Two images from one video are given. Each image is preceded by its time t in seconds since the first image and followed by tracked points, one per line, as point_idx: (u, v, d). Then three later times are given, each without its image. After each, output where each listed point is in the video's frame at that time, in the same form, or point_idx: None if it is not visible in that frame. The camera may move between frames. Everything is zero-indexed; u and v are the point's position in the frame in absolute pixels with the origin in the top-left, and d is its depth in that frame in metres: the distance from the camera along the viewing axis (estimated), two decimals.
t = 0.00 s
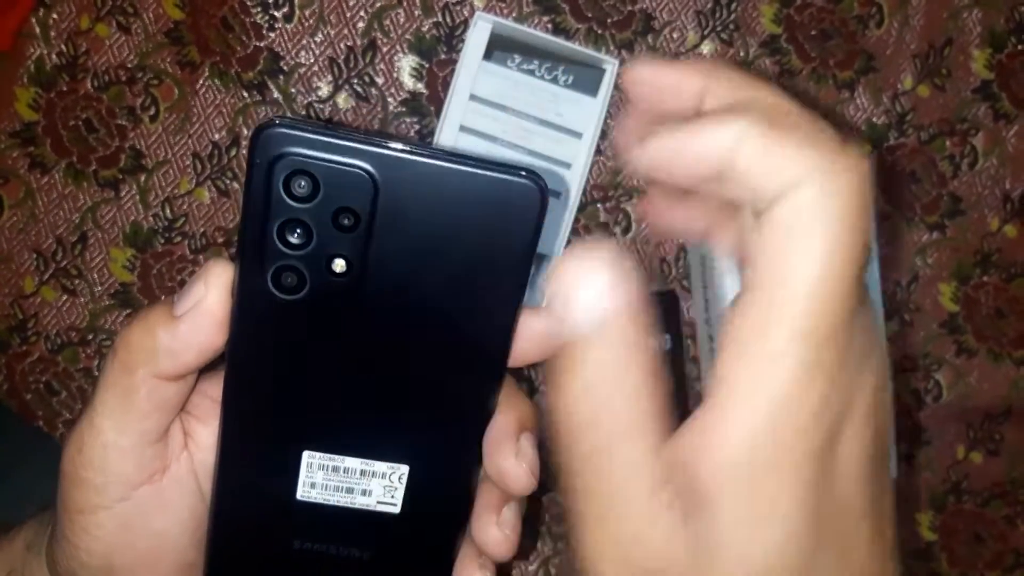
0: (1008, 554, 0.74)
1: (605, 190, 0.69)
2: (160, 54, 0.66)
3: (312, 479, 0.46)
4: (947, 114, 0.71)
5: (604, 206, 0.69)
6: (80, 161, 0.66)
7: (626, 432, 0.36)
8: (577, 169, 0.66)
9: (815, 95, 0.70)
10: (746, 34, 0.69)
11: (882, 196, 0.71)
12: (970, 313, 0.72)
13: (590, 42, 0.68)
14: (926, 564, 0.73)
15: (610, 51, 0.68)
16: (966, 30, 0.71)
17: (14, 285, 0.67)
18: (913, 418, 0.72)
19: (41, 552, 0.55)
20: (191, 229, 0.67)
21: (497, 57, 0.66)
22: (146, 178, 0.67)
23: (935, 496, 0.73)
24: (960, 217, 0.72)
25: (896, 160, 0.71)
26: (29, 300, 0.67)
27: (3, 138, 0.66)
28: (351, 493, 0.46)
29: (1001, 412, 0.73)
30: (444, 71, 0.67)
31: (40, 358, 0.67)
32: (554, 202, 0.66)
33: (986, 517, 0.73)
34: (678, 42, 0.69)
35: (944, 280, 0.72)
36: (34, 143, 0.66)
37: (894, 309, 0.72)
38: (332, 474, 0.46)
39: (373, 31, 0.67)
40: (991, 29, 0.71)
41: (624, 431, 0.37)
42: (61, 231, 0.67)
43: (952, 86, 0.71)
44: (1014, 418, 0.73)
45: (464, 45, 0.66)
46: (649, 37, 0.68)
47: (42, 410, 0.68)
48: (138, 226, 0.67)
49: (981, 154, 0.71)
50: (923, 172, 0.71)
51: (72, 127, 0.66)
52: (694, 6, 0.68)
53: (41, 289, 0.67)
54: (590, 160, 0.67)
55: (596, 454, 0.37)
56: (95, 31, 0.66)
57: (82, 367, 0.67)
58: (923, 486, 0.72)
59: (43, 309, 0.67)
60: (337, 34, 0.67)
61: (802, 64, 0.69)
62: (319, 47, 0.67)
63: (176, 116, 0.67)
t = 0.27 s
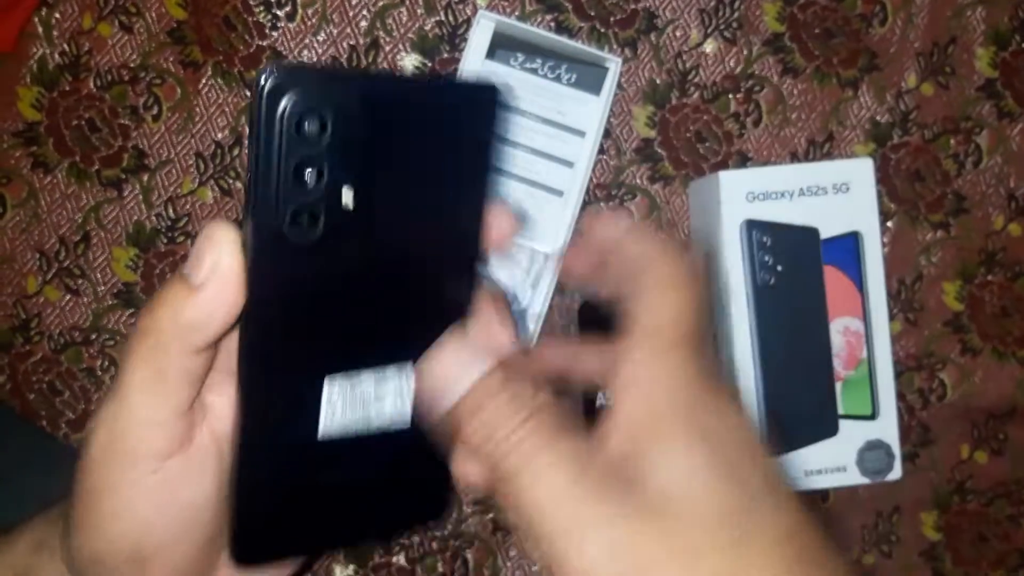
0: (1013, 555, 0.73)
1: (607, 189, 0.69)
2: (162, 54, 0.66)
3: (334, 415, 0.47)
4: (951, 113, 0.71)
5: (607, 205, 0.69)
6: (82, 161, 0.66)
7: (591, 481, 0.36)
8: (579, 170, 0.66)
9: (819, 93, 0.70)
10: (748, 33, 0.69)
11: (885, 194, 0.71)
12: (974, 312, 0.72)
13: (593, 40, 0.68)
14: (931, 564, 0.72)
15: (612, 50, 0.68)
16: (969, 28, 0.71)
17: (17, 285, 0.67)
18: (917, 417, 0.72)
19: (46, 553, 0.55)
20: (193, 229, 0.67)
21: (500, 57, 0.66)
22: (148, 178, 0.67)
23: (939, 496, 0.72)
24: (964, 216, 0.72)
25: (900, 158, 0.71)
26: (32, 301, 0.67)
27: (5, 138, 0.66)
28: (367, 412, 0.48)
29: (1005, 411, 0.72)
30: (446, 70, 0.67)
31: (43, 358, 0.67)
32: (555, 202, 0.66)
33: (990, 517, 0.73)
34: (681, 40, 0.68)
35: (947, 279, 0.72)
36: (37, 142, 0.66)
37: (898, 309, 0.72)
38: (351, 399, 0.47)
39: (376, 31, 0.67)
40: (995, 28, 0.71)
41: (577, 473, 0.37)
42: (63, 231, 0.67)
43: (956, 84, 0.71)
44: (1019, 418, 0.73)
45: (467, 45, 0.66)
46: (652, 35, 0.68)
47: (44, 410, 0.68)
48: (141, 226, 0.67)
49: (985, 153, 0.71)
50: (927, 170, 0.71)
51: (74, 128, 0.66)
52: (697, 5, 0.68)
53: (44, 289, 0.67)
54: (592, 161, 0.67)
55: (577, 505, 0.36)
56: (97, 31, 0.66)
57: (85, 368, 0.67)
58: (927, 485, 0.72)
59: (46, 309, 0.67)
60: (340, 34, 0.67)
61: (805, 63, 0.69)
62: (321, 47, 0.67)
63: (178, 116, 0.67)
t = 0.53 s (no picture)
0: (1012, 555, 0.73)
1: (607, 188, 0.69)
2: (163, 52, 0.66)
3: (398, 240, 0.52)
4: (952, 113, 0.71)
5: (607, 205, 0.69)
6: (83, 159, 0.67)
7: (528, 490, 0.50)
8: (579, 170, 0.67)
9: (819, 93, 0.70)
10: (749, 33, 0.69)
11: (886, 194, 0.71)
12: (974, 312, 0.72)
13: (593, 39, 0.68)
14: (930, 564, 0.73)
15: (613, 50, 0.68)
16: (970, 28, 0.71)
17: (16, 282, 0.67)
18: (917, 417, 0.72)
19: (48, 551, 0.56)
20: (193, 227, 0.67)
21: (501, 55, 0.66)
22: (148, 176, 0.67)
23: (939, 495, 0.72)
24: (964, 216, 0.72)
25: (900, 158, 0.71)
26: (32, 298, 0.67)
27: (6, 136, 0.66)
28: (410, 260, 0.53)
29: (1005, 411, 0.72)
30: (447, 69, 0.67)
31: (43, 356, 0.67)
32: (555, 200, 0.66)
33: (989, 517, 0.73)
34: (681, 40, 0.68)
35: (948, 279, 0.72)
36: (37, 140, 0.66)
37: (898, 308, 0.72)
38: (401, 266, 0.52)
39: (376, 29, 0.67)
40: (996, 28, 0.71)
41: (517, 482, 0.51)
42: (64, 228, 0.67)
43: (956, 84, 0.71)
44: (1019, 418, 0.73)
45: (467, 44, 0.66)
46: (652, 34, 0.68)
47: (44, 408, 0.67)
48: (141, 224, 0.67)
49: (985, 153, 0.71)
50: (927, 171, 0.71)
51: (74, 125, 0.66)
52: (698, 4, 0.68)
53: (44, 287, 0.67)
54: (592, 160, 0.67)
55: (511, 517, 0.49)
56: (98, 29, 0.66)
57: (85, 365, 0.67)
58: (926, 485, 0.72)
59: (46, 307, 0.67)
60: (340, 32, 0.67)
61: (806, 62, 0.69)
62: (321, 45, 0.67)
63: (178, 114, 0.67)
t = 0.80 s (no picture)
0: (1015, 554, 0.73)
1: (608, 186, 0.69)
2: (163, 51, 0.66)
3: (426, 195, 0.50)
4: (952, 111, 0.71)
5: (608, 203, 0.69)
6: (83, 158, 0.66)
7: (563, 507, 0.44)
8: (579, 168, 0.66)
9: (820, 90, 0.70)
10: (749, 30, 0.69)
11: (886, 192, 0.71)
12: (975, 310, 0.72)
13: (594, 37, 0.68)
14: (932, 562, 0.72)
15: (613, 48, 0.68)
16: (971, 26, 0.71)
17: (17, 281, 0.67)
18: (918, 415, 0.72)
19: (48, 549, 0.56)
20: (193, 226, 0.67)
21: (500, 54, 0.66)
22: (149, 174, 0.67)
23: (941, 493, 0.72)
24: (965, 214, 0.71)
25: (901, 156, 0.71)
26: (32, 297, 0.67)
27: (6, 135, 0.66)
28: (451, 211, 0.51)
29: (1007, 409, 0.72)
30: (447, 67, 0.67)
31: (44, 354, 0.67)
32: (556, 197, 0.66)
33: (991, 515, 0.73)
34: (682, 38, 0.68)
35: (949, 277, 0.71)
36: (37, 139, 0.66)
37: (899, 306, 0.72)
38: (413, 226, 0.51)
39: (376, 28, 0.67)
40: (997, 25, 0.71)
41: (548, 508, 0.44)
42: (64, 227, 0.67)
43: (957, 81, 0.71)
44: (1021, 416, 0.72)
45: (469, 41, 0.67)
46: (653, 32, 0.68)
47: (45, 407, 0.68)
48: (142, 223, 0.67)
49: (986, 151, 0.71)
50: (928, 168, 0.71)
51: (75, 124, 0.66)
52: (698, 2, 0.68)
53: (44, 285, 0.67)
54: (592, 158, 0.67)
55: (524, 517, 0.44)
56: (98, 27, 0.66)
57: (85, 364, 0.67)
58: (928, 484, 0.72)
59: (47, 306, 0.67)
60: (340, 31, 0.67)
61: (806, 60, 0.69)
62: (321, 44, 0.67)
63: (178, 113, 0.67)
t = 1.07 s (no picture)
0: (1014, 552, 0.73)
1: (609, 186, 0.69)
2: (164, 52, 0.66)
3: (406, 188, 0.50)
4: (953, 110, 0.71)
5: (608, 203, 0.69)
6: (84, 159, 0.67)
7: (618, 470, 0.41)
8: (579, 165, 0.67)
9: (821, 91, 0.70)
10: (750, 30, 0.69)
11: (887, 192, 0.71)
12: (976, 310, 0.72)
13: (595, 37, 0.68)
14: (933, 562, 0.72)
15: (614, 48, 0.68)
16: (971, 25, 0.71)
17: (19, 282, 0.67)
18: (919, 415, 0.72)
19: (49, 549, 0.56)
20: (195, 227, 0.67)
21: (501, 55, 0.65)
22: (150, 175, 0.67)
23: (941, 493, 0.72)
24: (965, 214, 0.72)
25: (901, 156, 0.71)
26: (33, 298, 0.67)
27: (8, 136, 0.66)
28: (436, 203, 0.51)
29: (1007, 409, 0.72)
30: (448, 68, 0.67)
31: (45, 355, 0.67)
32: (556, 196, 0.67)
33: (991, 514, 0.73)
34: (682, 38, 0.68)
35: (950, 277, 0.71)
36: (39, 140, 0.66)
37: (900, 306, 0.72)
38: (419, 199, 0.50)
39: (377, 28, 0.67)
40: (997, 25, 0.71)
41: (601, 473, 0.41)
42: (65, 228, 0.67)
43: (958, 81, 0.71)
44: (1021, 416, 0.73)
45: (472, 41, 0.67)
46: (653, 32, 0.68)
47: (46, 407, 0.68)
48: (143, 223, 0.67)
49: (987, 150, 0.71)
50: (929, 168, 0.71)
51: (76, 125, 0.66)
52: (699, 2, 0.68)
53: (46, 286, 0.67)
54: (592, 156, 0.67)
55: (578, 478, 0.41)
56: (99, 28, 0.66)
57: (86, 365, 0.67)
58: (928, 483, 0.72)
59: (48, 307, 0.67)
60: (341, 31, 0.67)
61: (807, 60, 0.69)
62: (322, 44, 0.67)
63: (180, 113, 0.67)
